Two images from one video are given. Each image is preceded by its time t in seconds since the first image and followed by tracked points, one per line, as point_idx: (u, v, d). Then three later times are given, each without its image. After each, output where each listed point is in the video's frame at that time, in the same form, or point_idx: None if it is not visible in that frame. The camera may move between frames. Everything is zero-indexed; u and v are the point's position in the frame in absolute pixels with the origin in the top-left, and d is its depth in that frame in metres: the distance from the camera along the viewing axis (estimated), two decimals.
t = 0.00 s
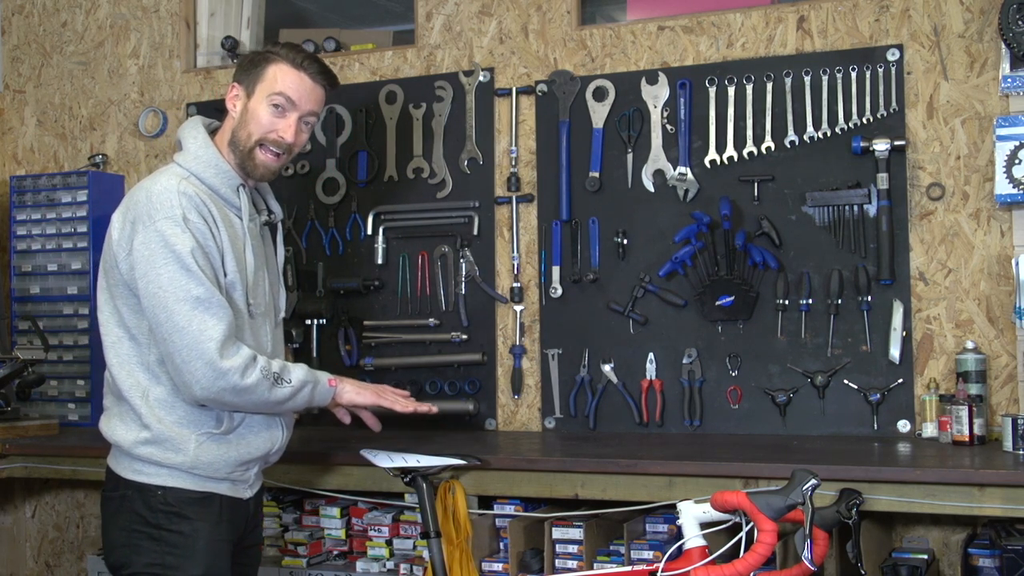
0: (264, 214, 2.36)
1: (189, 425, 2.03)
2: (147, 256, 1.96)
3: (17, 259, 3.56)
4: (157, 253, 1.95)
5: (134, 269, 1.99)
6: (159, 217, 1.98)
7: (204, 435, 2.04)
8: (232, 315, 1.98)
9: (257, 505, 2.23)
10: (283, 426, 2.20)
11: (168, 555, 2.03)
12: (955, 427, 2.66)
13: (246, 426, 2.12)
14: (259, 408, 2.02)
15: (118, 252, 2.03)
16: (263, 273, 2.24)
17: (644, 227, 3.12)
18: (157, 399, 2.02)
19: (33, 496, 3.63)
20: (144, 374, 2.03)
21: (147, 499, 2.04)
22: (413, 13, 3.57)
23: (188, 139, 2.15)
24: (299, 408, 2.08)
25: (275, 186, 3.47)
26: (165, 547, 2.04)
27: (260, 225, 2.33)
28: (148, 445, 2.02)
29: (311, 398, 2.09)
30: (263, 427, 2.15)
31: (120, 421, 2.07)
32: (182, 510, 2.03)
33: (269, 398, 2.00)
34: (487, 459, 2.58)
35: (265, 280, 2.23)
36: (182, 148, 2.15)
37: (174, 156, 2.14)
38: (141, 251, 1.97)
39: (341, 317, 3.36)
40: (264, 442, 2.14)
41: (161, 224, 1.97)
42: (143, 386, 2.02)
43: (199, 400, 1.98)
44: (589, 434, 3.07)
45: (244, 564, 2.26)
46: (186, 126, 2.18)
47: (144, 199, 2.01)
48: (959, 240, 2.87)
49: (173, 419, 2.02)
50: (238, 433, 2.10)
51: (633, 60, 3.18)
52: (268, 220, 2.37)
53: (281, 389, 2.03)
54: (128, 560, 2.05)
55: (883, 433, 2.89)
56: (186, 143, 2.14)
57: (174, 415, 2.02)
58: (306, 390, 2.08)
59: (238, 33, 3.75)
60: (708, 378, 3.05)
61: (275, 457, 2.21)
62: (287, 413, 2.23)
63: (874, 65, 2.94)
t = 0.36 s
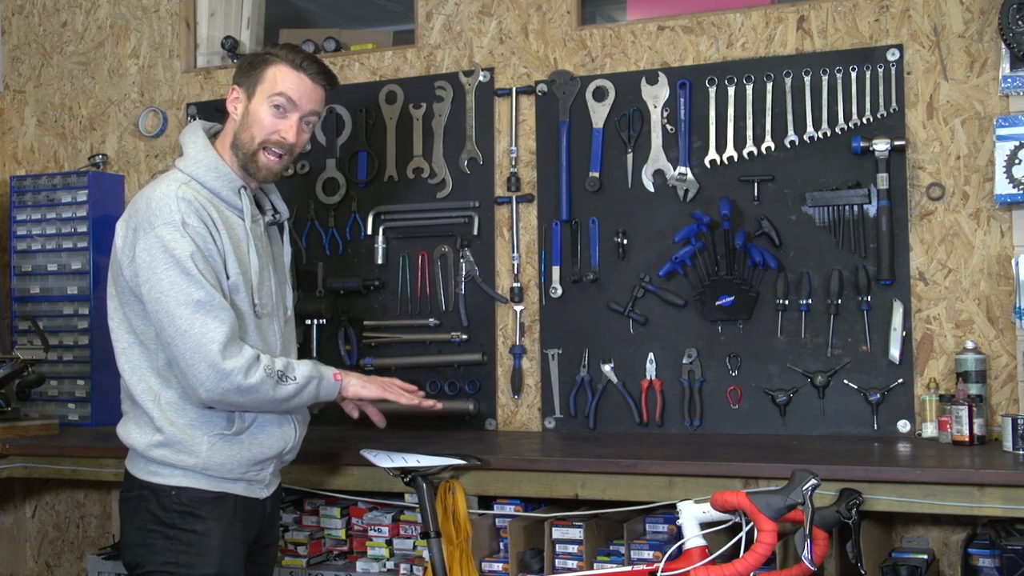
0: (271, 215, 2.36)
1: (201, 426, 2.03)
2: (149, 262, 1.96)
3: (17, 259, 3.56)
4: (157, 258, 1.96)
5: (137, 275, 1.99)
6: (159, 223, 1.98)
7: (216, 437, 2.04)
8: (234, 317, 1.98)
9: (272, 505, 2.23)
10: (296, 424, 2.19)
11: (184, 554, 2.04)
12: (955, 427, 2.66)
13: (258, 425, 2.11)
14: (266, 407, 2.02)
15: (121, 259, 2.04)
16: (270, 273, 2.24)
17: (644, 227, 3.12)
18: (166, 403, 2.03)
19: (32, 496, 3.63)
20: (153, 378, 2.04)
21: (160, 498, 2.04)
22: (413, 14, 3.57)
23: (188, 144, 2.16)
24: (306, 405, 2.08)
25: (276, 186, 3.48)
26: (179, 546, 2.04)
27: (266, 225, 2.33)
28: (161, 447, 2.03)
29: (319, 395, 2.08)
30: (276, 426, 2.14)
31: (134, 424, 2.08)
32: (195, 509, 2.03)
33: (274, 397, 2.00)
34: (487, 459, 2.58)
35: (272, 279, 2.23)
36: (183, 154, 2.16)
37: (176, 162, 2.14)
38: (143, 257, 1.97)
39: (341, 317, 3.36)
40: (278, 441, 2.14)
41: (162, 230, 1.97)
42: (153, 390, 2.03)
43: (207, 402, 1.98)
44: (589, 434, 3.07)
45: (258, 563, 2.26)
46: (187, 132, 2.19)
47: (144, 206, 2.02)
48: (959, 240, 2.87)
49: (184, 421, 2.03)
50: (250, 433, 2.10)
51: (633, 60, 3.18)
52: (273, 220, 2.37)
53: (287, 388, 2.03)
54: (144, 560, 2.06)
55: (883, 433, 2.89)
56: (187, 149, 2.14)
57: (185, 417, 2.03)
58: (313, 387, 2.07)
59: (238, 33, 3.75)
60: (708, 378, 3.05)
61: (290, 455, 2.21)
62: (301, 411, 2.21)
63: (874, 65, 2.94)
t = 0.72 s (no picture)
0: (274, 215, 2.36)
1: (203, 426, 2.03)
2: (151, 264, 1.96)
3: (18, 259, 3.56)
4: (160, 260, 1.96)
5: (140, 276, 1.99)
6: (162, 225, 1.98)
7: (219, 436, 2.04)
8: (237, 318, 1.98)
9: (275, 505, 2.23)
10: (300, 424, 2.19)
11: (184, 553, 2.04)
12: (955, 427, 2.66)
13: (261, 426, 2.11)
14: (269, 408, 2.02)
15: (125, 260, 2.04)
16: (273, 273, 2.24)
17: (644, 227, 3.12)
18: (169, 402, 2.03)
19: (33, 496, 3.63)
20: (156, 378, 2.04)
21: (162, 497, 2.04)
22: (413, 14, 3.57)
23: (191, 146, 2.16)
24: (310, 407, 2.08)
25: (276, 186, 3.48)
26: (182, 544, 2.04)
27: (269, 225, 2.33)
28: (164, 447, 2.03)
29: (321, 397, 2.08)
30: (279, 427, 2.14)
31: (137, 424, 2.08)
32: (197, 508, 2.03)
33: (277, 399, 2.00)
34: (487, 459, 2.58)
35: (275, 280, 2.23)
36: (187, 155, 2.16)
37: (179, 164, 2.14)
38: (145, 259, 1.97)
39: (341, 317, 3.36)
40: (280, 442, 2.13)
41: (164, 232, 1.98)
42: (156, 390, 2.03)
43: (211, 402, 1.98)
44: (589, 434, 3.07)
45: (258, 563, 2.26)
46: (189, 132, 2.19)
47: (147, 208, 2.02)
48: (959, 240, 2.87)
49: (187, 421, 2.03)
50: (253, 433, 2.10)
51: (633, 60, 3.18)
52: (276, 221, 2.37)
53: (289, 390, 2.03)
54: (145, 558, 2.06)
55: (883, 433, 2.89)
56: (190, 150, 2.14)
57: (188, 417, 2.03)
58: (316, 390, 2.07)
59: (237, 33, 3.75)
60: (708, 378, 3.05)
61: (293, 455, 2.21)
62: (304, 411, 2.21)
63: (874, 65, 2.94)
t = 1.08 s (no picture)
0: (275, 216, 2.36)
1: (204, 426, 2.03)
2: (155, 266, 1.96)
3: (18, 259, 3.56)
4: (165, 263, 1.96)
5: (144, 278, 1.99)
6: (166, 227, 1.98)
7: (220, 437, 2.04)
8: (242, 320, 1.98)
9: (275, 505, 2.23)
10: (301, 424, 2.18)
11: (184, 553, 2.04)
12: (955, 427, 2.66)
13: (262, 426, 2.11)
14: (274, 409, 2.01)
15: (129, 262, 2.04)
16: (275, 274, 2.24)
17: (644, 226, 3.12)
18: (171, 403, 2.02)
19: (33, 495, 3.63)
20: (159, 379, 2.04)
21: (162, 497, 2.04)
22: (413, 14, 3.57)
23: (195, 147, 2.15)
24: (316, 407, 2.07)
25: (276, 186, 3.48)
26: (183, 544, 2.04)
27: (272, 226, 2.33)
28: (165, 446, 2.03)
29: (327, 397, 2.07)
30: (280, 427, 2.14)
31: (139, 423, 2.08)
32: (197, 508, 2.03)
33: (282, 400, 1.99)
34: (487, 459, 2.58)
35: (277, 281, 2.23)
36: (190, 156, 2.16)
37: (182, 165, 2.14)
38: (149, 261, 1.97)
39: (341, 317, 3.36)
40: (281, 442, 2.13)
41: (168, 234, 1.98)
42: (158, 391, 2.03)
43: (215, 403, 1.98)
44: (589, 434, 3.07)
45: (257, 561, 2.26)
46: (192, 134, 2.18)
47: (151, 210, 2.02)
48: (959, 240, 2.87)
49: (188, 421, 2.02)
50: (254, 433, 2.09)
51: (633, 60, 3.18)
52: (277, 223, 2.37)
53: (295, 390, 2.02)
54: (145, 559, 2.06)
55: (883, 433, 2.89)
56: (193, 151, 2.14)
57: (189, 417, 2.02)
58: (322, 390, 2.06)
59: (237, 33, 3.74)
60: (708, 378, 3.05)
61: (294, 454, 2.21)
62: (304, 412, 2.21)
63: (874, 65, 2.94)
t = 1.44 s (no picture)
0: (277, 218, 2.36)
1: (206, 427, 2.03)
2: (169, 265, 1.96)
3: (18, 259, 3.56)
4: (181, 261, 1.96)
5: (155, 277, 1.99)
6: (179, 226, 1.99)
7: (221, 437, 2.04)
8: (257, 319, 1.99)
9: (273, 505, 2.23)
10: (300, 424, 2.18)
11: (185, 553, 2.04)
12: (955, 427, 2.66)
13: (262, 426, 2.11)
14: (290, 404, 2.02)
15: (137, 260, 2.03)
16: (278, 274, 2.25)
17: (644, 226, 3.12)
18: (175, 402, 2.02)
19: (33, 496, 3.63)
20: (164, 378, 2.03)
21: (162, 497, 2.04)
22: (413, 14, 3.57)
23: (202, 147, 2.15)
24: (332, 399, 2.09)
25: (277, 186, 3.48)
26: (184, 544, 2.05)
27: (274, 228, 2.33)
28: (166, 446, 2.03)
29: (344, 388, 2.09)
30: (279, 426, 2.13)
31: (139, 423, 2.08)
32: (196, 508, 2.03)
33: (300, 394, 2.01)
34: (487, 459, 2.58)
35: (281, 281, 2.24)
36: (197, 156, 2.15)
37: (189, 164, 2.13)
38: (163, 260, 1.97)
39: (340, 317, 3.36)
40: (280, 442, 2.13)
41: (182, 233, 1.98)
42: (162, 390, 2.03)
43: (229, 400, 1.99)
44: (589, 434, 3.07)
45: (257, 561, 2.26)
46: (198, 134, 2.18)
47: (163, 209, 2.02)
48: (959, 240, 2.87)
49: (191, 421, 2.02)
50: (254, 433, 2.09)
51: (633, 60, 3.18)
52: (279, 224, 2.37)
53: (312, 383, 2.03)
54: (145, 559, 2.06)
55: (883, 433, 2.89)
56: (200, 151, 2.14)
57: (192, 417, 2.02)
58: (339, 381, 2.08)
59: (238, 33, 3.75)
60: (708, 378, 3.05)
61: (293, 455, 2.21)
62: (304, 412, 2.21)
63: (874, 65, 2.94)
